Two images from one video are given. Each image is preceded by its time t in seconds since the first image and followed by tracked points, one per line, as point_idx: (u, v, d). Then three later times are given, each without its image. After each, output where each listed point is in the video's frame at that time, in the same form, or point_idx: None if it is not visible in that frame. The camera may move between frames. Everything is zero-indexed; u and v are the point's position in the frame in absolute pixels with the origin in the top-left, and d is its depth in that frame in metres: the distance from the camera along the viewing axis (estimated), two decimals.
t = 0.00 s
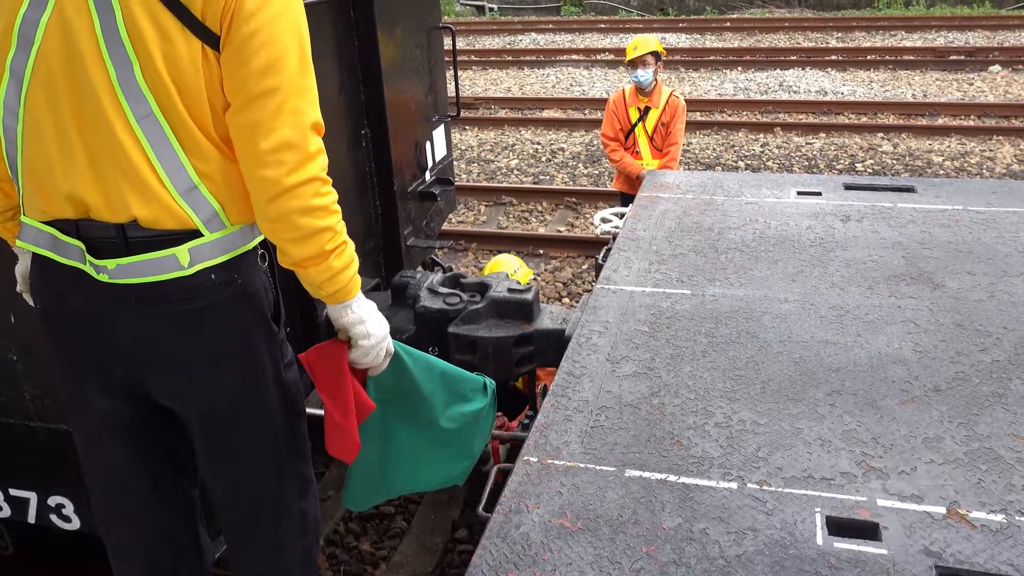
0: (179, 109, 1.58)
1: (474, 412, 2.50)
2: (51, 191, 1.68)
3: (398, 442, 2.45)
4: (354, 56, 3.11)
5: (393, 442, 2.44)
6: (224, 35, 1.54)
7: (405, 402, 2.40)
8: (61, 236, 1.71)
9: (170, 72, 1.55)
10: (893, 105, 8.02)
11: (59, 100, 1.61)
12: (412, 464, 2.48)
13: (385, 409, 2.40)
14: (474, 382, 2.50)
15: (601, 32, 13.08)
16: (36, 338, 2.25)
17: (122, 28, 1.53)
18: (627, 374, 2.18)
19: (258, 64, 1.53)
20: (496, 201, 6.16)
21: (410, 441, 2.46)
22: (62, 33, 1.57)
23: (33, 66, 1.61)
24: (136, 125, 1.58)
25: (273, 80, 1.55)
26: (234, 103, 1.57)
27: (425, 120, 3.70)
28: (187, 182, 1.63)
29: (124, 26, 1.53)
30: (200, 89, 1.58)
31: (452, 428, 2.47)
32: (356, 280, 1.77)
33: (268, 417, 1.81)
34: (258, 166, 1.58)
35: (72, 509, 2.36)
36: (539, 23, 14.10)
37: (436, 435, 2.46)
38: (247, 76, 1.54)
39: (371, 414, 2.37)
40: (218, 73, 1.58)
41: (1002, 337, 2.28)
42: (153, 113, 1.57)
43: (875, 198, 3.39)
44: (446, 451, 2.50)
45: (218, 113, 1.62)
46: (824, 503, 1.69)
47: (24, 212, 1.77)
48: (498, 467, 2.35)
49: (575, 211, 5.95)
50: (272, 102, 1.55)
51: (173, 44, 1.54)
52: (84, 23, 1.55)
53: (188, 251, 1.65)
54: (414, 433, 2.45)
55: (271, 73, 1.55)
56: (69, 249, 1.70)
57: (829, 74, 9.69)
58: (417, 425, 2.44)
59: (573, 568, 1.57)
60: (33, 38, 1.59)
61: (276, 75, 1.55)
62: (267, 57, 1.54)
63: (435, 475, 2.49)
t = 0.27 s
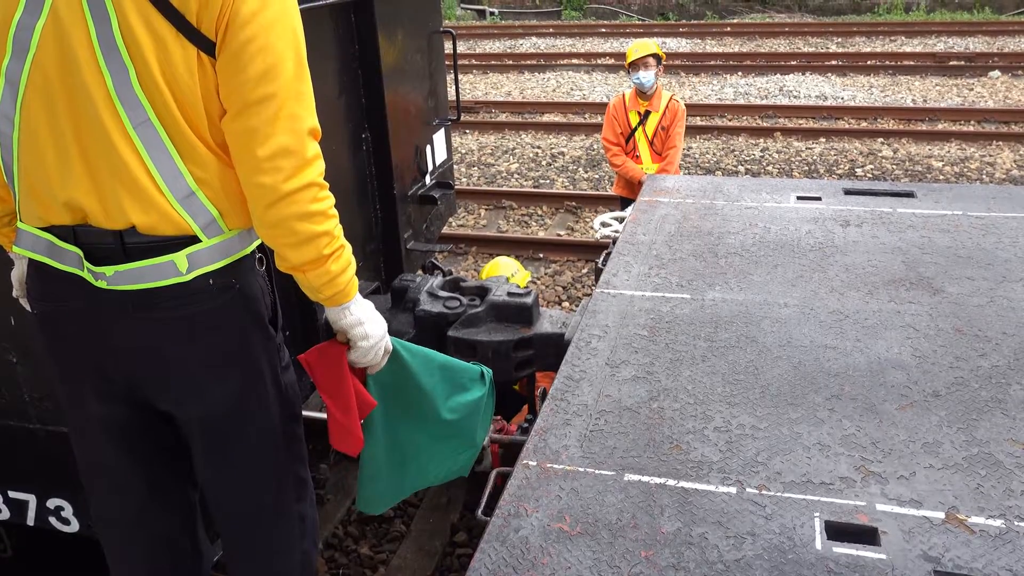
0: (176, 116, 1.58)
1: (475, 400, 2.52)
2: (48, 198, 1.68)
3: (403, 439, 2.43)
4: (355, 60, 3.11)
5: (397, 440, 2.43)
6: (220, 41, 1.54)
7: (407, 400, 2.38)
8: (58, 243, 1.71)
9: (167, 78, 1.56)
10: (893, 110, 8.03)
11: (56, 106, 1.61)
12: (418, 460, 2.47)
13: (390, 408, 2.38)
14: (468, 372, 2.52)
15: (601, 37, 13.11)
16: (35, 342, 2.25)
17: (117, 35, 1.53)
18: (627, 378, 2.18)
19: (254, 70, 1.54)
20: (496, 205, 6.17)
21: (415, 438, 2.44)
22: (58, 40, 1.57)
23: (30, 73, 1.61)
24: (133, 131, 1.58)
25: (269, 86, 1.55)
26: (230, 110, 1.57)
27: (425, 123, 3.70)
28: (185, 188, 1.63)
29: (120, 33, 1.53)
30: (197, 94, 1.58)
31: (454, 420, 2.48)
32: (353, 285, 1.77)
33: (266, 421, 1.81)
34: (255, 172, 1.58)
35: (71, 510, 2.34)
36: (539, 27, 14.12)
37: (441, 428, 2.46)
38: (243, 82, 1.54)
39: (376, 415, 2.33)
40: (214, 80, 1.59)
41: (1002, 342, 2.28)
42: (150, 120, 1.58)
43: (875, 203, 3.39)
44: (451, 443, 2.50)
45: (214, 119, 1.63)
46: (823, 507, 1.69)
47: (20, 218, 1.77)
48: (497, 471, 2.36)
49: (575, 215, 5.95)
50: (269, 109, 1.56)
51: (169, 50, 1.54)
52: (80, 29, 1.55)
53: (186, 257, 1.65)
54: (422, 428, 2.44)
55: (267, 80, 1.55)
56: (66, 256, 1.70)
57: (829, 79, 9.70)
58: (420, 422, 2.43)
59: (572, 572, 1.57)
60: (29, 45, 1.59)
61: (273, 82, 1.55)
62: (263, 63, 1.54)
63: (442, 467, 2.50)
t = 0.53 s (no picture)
0: (177, 121, 1.59)
1: (471, 410, 2.52)
2: (49, 202, 1.69)
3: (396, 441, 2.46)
4: (357, 64, 3.12)
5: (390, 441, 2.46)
6: (221, 48, 1.54)
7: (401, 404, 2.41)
8: (58, 247, 1.71)
9: (168, 84, 1.56)
10: (894, 115, 8.04)
11: (57, 111, 1.61)
12: (409, 462, 2.51)
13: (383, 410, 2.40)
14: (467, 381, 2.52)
15: (602, 42, 13.13)
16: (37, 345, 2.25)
17: (119, 41, 1.54)
18: (627, 383, 2.18)
19: (255, 77, 1.54)
20: (497, 210, 6.18)
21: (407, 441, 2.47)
22: (60, 45, 1.57)
23: (31, 78, 1.61)
24: (134, 136, 1.59)
25: (270, 93, 1.56)
26: (231, 116, 1.58)
27: (427, 128, 3.71)
28: (186, 194, 1.64)
29: (122, 39, 1.54)
30: (198, 100, 1.59)
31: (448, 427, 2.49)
32: (351, 291, 1.78)
33: (266, 425, 1.82)
34: (254, 178, 1.59)
35: (72, 514, 2.36)
36: (540, 32, 14.15)
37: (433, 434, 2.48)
38: (243, 89, 1.55)
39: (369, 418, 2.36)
40: (215, 86, 1.59)
41: (1002, 348, 2.29)
42: (151, 125, 1.58)
43: (876, 209, 3.40)
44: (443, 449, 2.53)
45: (214, 125, 1.63)
46: (823, 513, 1.69)
47: (21, 222, 1.78)
48: (498, 476, 2.32)
49: (576, 219, 5.96)
50: (269, 116, 1.56)
51: (170, 56, 1.55)
52: (82, 34, 1.55)
53: (187, 262, 1.66)
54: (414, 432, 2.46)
55: (268, 86, 1.56)
56: (67, 260, 1.71)
57: (830, 85, 9.71)
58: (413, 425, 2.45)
59: None
60: (30, 50, 1.60)
61: (273, 88, 1.56)
62: (264, 70, 1.55)
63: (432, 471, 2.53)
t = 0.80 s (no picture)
0: (181, 125, 1.59)
1: (473, 415, 2.54)
2: (52, 204, 1.69)
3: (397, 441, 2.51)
4: (359, 69, 3.13)
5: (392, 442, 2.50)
6: (226, 52, 1.55)
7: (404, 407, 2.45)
8: (61, 250, 1.72)
9: (173, 88, 1.57)
10: (896, 120, 8.05)
11: (61, 114, 1.62)
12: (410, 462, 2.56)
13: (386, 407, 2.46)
14: (471, 388, 2.54)
15: (604, 46, 13.15)
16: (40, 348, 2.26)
17: (125, 45, 1.54)
18: (629, 387, 2.18)
19: (260, 82, 1.55)
20: (498, 214, 6.18)
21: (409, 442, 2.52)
22: (64, 49, 1.57)
23: (35, 81, 1.61)
24: (138, 140, 1.59)
25: (274, 97, 1.56)
26: (235, 120, 1.58)
27: (428, 133, 3.72)
28: (189, 197, 1.64)
29: (127, 43, 1.54)
30: (202, 104, 1.59)
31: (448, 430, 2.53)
32: (354, 295, 1.78)
33: (269, 429, 1.82)
34: (258, 182, 1.59)
35: (73, 518, 2.35)
36: (542, 37, 14.17)
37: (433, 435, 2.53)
38: (248, 93, 1.55)
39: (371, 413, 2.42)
40: (220, 90, 1.60)
41: (1005, 352, 2.28)
42: (155, 129, 1.59)
43: (878, 213, 3.40)
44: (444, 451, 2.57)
45: (219, 128, 1.64)
46: (826, 518, 1.69)
47: (24, 224, 1.78)
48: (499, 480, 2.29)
49: (577, 224, 5.96)
50: (273, 120, 1.57)
51: (175, 60, 1.55)
52: (86, 37, 1.55)
53: (189, 265, 1.66)
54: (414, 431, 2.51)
55: (272, 91, 1.56)
56: (70, 262, 1.71)
57: (832, 89, 9.72)
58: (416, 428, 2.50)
59: None
60: (34, 53, 1.60)
61: (278, 93, 1.56)
62: (269, 74, 1.55)
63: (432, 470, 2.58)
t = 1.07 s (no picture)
0: (183, 124, 1.59)
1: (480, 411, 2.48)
2: (54, 203, 1.69)
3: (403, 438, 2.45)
4: (360, 70, 3.13)
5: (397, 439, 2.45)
6: (230, 51, 1.55)
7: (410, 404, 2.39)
8: (63, 249, 1.72)
9: (175, 87, 1.57)
10: (897, 122, 8.05)
11: (63, 112, 1.62)
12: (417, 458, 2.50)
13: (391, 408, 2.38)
14: (478, 382, 2.48)
15: (605, 48, 13.16)
16: (40, 349, 2.25)
17: (127, 44, 1.54)
18: (630, 388, 2.17)
19: (264, 81, 1.55)
20: (499, 215, 6.18)
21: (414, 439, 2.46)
22: (67, 47, 1.58)
23: (39, 79, 1.62)
24: (140, 138, 1.59)
25: (278, 97, 1.56)
26: (239, 119, 1.58)
27: (429, 134, 3.72)
28: (191, 197, 1.64)
29: (130, 42, 1.54)
30: (205, 103, 1.59)
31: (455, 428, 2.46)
32: (358, 294, 1.78)
33: (270, 429, 1.81)
34: (262, 181, 1.59)
35: (74, 519, 2.35)
36: (543, 39, 14.17)
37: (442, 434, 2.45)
38: (252, 92, 1.55)
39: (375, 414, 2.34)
40: (223, 90, 1.60)
41: (1006, 354, 2.28)
42: (157, 128, 1.59)
43: (879, 215, 3.40)
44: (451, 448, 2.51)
45: (221, 128, 1.64)
46: (827, 519, 1.69)
47: (27, 223, 1.78)
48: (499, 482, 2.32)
49: (578, 225, 5.96)
50: (277, 119, 1.57)
51: (178, 60, 1.55)
52: (89, 37, 1.56)
53: (190, 264, 1.66)
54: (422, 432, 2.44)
55: (276, 90, 1.56)
56: (72, 261, 1.71)
57: (833, 91, 9.72)
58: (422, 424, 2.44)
59: None
60: (38, 51, 1.60)
61: (282, 92, 1.56)
62: (273, 74, 1.55)
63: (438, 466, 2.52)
